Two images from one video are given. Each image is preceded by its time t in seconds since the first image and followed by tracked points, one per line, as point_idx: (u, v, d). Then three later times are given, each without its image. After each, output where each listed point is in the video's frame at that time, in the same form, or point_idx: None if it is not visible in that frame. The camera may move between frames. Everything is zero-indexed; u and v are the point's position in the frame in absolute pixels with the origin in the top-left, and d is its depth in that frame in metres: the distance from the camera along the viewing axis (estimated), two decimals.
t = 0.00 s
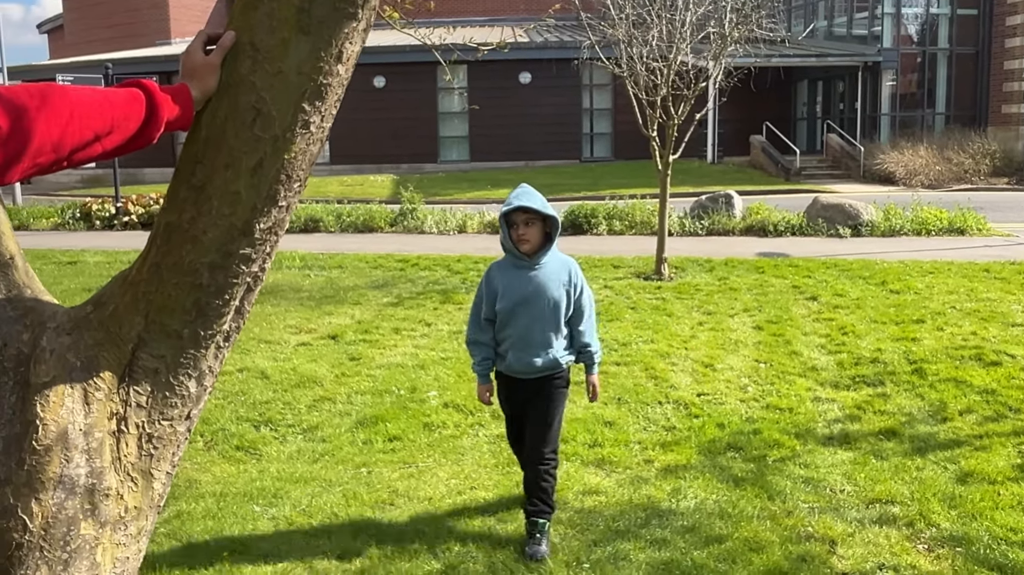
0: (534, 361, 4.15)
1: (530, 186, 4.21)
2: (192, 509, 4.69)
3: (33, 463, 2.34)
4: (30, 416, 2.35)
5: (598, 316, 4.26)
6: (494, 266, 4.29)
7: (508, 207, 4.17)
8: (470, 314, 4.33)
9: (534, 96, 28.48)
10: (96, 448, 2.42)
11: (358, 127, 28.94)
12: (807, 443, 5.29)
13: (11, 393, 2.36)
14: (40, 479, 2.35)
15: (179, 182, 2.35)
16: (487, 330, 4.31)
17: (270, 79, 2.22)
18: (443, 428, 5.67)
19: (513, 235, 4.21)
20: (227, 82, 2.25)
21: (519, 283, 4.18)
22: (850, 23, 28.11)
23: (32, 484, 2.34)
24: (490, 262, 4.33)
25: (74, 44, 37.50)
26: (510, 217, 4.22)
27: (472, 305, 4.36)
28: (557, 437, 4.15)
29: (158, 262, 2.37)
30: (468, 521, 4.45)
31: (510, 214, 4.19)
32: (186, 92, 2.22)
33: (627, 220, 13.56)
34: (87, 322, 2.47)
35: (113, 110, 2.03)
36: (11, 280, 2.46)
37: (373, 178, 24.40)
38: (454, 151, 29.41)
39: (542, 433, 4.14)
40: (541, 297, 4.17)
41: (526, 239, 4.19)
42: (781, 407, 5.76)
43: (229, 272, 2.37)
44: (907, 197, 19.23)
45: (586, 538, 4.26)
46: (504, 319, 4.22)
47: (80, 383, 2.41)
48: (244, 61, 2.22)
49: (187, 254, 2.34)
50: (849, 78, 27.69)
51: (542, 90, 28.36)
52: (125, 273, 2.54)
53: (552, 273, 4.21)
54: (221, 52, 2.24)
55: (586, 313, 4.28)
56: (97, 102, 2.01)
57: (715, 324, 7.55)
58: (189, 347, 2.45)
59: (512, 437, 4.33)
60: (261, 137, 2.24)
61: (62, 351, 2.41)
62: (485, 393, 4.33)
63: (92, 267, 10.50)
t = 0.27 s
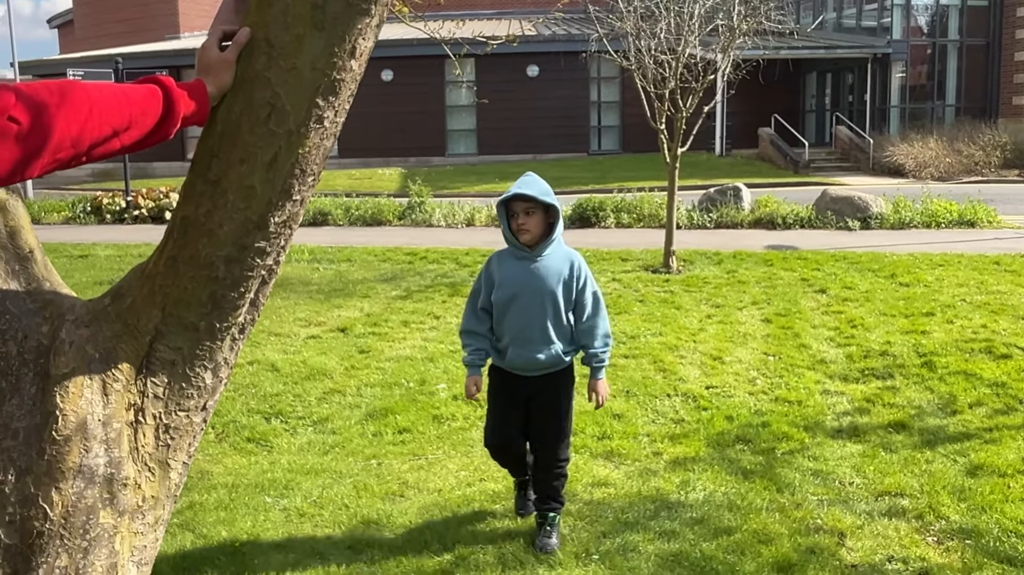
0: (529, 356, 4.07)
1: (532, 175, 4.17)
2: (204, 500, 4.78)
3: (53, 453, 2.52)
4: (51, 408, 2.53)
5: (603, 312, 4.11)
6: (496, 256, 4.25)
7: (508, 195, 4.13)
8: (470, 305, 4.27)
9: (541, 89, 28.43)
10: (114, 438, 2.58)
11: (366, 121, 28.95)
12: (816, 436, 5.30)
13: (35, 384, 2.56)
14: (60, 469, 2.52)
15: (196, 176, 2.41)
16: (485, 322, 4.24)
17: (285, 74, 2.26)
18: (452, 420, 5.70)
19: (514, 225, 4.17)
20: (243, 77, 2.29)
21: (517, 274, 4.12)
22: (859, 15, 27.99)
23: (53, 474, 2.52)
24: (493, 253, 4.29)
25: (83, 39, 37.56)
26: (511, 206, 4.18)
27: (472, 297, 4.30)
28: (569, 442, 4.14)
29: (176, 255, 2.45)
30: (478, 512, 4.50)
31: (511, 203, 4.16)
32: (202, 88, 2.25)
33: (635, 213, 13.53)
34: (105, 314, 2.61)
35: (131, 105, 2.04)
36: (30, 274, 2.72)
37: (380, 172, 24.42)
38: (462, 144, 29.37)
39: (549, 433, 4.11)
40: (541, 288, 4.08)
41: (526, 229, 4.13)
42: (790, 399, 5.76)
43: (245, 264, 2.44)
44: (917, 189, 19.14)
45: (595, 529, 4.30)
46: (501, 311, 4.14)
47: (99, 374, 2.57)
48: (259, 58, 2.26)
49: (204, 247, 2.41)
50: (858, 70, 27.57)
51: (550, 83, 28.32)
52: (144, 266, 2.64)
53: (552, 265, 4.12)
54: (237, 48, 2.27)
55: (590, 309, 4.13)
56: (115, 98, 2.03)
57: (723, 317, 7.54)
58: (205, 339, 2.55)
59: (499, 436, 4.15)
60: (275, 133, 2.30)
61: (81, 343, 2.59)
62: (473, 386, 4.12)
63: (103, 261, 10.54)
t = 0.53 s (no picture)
0: (519, 358, 3.87)
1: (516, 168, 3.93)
2: (212, 489, 4.83)
3: (65, 442, 2.49)
4: (63, 398, 2.49)
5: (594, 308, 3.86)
6: (481, 255, 4.02)
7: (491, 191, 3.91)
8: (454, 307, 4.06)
9: (547, 80, 28.37)
10: (125, 428, 2.53)
11: (371, 113, 28.93)
12: (822, 428, 5.30)
13: (46, 374, 2.52)
14: (72, 458, 2.49)
15: (205, 168, 2.38)
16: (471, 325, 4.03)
17: (293, 68, 2.22)
18: (458, 412, 5.73)
19: (499, 222, 3.94)
20: (251, 71, 2.25)
21: (503, 272, 3.90)
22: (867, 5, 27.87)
23: (65, 463, 2.48)
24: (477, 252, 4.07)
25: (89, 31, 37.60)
26: (495, 202, 3.95)
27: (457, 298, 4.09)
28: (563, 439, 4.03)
29: (186, 246, 2.42)
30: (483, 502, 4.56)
31: (495, 199, 3.93)
32: (211, 82, 2.22)
33: (641, 204, 13.50)
34: (116, 305, 2.57)
35: (142, 98, 2.04)
36: (41, 266, 2.70)
37: (385, 164, 24.41)
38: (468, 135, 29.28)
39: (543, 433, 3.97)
40: (529, 287, 3.86)
41: (512, 225, 3.91)
42: (796, 391, 5.76)
43: (254, 257, 2.41)
44: (925, 181, 19.08)
45: (601, 520, 4.33)
46: (487, 312, 3.92)
47: (110, 365, 2.52)
48: (268, 51, 2.23)
49: (213, 239, 2.38)
50: (866, 61, 27.47)
51: (555, 75, 28.26)
52: (154, 256, 2.60)
53: (540, 261, 3.88)
54: (246, 42, 2.23)
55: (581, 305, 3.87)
56: (127, 91, 2.03)
57: (729, 309, 7.53)
58: (214, 331, 2.51)
59: (482, 439, 3.91)
60: (284, 125, 2.26)
61: (92, 334, 2.54)
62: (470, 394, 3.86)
63: (111, 253, 10.57)
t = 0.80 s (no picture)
0: (496, 356, 3.85)
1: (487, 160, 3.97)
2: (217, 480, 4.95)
3: (76, 431, 2.53)
4: (73, 387, 2.54)
5: (569, 302, 3.92)
6: (450, 252, 4.03)
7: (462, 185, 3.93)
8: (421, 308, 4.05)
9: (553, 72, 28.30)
10: (135, 417, 2.58)
11: (378, 105, 28.91)
12: (828, 420, 5.29)
13: (58, 364, 2.57)
14: (83, 447, 2.53)
15: (213, 161, 2.41)
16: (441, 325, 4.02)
17: (302, 61, 2.27)
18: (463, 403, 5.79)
19: (471, 217, 3.96)
20: (260, 64, 2.29)
21: (475, 269, 3.92)
22: None
23: (75, 452, 2.53)
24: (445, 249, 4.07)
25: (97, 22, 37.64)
26: (465, 197, 3.98)
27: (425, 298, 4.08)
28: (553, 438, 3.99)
29: (194, 239, 2.46)
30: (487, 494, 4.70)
31: (466, 194, 3.95)
32: (220, 74, 2.25)
33: (646, 196, 13.42)
34: (126, 296, 2.60)
35: (152, 92, 2.05)
36: (52, 257, 2.71)
37: (390, 156, 24.40)
38: (473, 128, 29.20)
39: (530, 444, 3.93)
40: (504, 283, 3.89)
41: (484, 219, 3.93)
42: (801, 384, 5.75)
43: (261, 248, 2.45)
44: (932, 172, 18.99)
45: (605, 512, 4.33)
46: (459, 311, 3.92)
47: (119, 355, 2.56)
48: (276, 44, 2.27)
49: (221, 231, 2.42)
50: (873, 52, 27.36)
51: (561, 67, 28.18)
52: (164, 248, 2.64)
53: (514, 257, 3.92)
54: (254, 36, 2.27)
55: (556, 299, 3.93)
56: (136, 86, 2.03)
57: (735, 301, 7.50)
58: (223, 321, 2.56)
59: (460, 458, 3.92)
60: (292, 118, 2.30)
61: (102, 324, 2.58)
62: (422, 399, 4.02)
63: (117, 243, 10.59)
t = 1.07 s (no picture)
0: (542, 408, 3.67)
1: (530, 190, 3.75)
2: (244, 541, 4.76)
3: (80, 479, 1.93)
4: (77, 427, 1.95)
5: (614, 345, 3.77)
6: (486, 292, 3.79)
7: (504, 218, 3.71)
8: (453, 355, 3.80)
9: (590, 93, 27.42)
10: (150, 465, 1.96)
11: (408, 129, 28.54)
12: (915, 477, 4.94)
13: (58, 406, 1.96)
14: (89, 497, 1.93)
15: (235, 179, 1.90)
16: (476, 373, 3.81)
17: (333, 73, 1.79)
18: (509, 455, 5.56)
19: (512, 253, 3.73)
20: (286, 74, 1.81)
21: (516, 314, 3.71)
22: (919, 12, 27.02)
23: (82, 503, 1.93)
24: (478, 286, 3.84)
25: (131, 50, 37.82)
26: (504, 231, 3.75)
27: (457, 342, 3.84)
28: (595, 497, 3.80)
29: (212, 265, 1.93)
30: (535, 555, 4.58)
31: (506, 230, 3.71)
32: (241, 88, 1.77)
33: (715, 231, 12.36)
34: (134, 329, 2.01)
35: (164, 106, 1.56)
36: (57, 282, 2.13)
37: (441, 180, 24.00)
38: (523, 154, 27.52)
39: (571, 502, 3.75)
40: (548, 331, 3.68)
41: (527, 256, 3.70)
42: (886, 437, 5.33)
43: (292, 279, 1.91)
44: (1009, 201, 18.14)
45: None
46: (500, 358, 3.72)
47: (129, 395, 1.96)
48: (303, 52, 1.79)
49: (241, 263, 1.91)
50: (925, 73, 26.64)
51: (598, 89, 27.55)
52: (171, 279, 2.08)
53: (558, 297, 3.71)
54: (280, 40, 1.80)
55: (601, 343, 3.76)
56: (153, 94, 1.56)
57: (811, 346, 6.99)
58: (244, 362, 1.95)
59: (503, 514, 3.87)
60: (323, 138, 1.81)
61: (107, 363, 1.98)
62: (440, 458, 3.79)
63: (133, 282, 10.26)
